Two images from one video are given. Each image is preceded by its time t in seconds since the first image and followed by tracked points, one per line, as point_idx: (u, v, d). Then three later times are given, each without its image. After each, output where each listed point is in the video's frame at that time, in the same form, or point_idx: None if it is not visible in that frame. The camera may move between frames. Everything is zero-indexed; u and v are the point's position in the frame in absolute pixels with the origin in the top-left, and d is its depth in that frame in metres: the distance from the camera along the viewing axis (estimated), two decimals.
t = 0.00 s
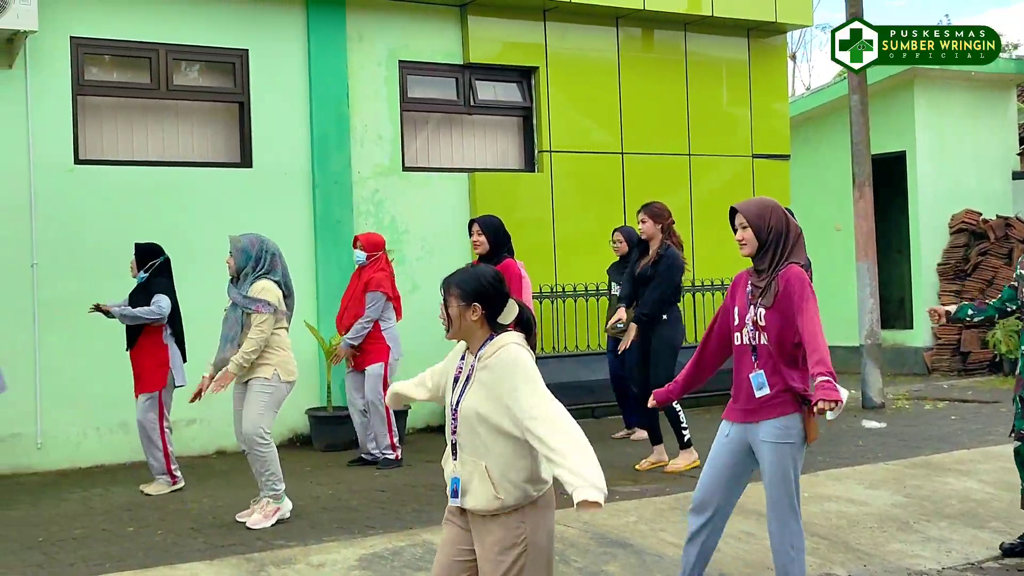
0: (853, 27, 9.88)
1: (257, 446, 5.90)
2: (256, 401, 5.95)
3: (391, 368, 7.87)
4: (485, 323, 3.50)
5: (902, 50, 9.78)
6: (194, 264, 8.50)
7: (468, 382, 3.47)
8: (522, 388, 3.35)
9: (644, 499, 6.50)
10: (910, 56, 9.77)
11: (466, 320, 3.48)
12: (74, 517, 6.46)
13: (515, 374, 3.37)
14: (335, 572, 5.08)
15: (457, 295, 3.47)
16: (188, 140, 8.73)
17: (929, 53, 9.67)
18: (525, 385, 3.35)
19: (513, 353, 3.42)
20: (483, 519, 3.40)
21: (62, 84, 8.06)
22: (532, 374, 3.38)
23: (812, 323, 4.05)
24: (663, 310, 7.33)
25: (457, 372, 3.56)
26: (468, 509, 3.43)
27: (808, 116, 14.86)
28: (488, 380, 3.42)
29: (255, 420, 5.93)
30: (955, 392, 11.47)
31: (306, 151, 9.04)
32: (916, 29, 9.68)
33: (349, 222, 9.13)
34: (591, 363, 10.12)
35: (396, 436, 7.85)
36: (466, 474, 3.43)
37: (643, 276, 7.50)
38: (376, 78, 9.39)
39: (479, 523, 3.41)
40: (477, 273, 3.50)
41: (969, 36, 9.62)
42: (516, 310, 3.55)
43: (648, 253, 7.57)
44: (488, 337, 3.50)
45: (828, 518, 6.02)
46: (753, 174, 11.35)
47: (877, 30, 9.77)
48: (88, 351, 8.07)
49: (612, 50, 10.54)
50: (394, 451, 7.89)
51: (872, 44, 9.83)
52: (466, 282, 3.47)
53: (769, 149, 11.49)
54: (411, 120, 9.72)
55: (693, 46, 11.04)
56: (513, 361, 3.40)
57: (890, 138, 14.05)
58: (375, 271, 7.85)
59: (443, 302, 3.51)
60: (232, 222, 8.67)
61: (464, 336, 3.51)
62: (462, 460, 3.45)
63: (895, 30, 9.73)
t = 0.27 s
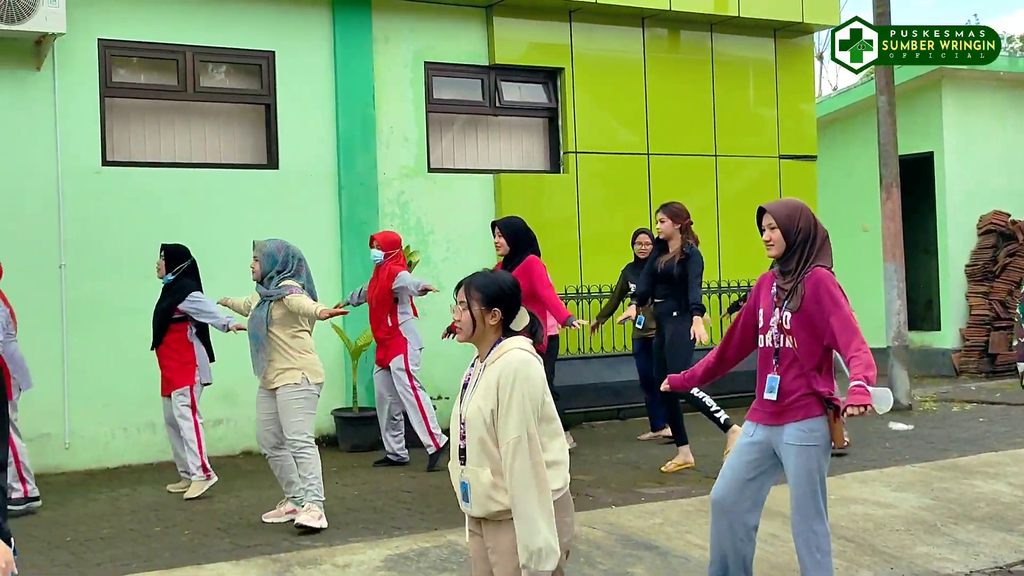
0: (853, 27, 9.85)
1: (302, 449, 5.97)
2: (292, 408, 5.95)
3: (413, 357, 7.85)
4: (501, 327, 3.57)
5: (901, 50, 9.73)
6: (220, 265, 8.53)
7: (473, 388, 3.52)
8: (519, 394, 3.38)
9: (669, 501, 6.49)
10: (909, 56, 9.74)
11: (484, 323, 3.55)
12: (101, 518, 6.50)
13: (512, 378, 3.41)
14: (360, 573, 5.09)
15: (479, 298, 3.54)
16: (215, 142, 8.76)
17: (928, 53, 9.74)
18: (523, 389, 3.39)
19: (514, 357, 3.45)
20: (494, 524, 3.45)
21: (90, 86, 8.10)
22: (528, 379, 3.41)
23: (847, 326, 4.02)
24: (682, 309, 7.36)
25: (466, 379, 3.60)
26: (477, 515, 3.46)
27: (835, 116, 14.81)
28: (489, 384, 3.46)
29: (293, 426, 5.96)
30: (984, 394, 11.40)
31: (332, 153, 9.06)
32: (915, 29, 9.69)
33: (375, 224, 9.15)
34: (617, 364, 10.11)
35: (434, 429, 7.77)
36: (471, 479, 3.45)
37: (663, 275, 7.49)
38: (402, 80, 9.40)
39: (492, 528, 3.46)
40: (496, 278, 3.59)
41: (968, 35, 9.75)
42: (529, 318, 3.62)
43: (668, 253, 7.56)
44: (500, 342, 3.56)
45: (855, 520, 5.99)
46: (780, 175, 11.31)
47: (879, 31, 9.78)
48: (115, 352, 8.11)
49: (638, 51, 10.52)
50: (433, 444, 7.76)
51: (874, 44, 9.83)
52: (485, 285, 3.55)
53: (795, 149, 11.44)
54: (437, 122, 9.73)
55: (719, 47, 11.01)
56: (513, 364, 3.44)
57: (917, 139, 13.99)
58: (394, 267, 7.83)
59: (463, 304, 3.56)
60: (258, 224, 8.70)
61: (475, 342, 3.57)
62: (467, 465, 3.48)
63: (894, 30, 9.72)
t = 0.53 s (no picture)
0: (853, 27, 9.83)
1: (317, 445, 5.97)
2: (313, 400, 6.00)
3: (439, 360, 7.86)
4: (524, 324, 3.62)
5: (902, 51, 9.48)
6: (246, 266, 8.56)
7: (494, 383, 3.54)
8: (531, 381, 3.37)
9: (695, 503, 6.48)
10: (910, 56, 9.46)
11: (511, 318, 3.58)
12: (129, 517, 6.53)
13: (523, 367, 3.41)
14: (386, 573, 5.10)
15: (509, 293, 3.58)
16: (242, 143, 8.80)
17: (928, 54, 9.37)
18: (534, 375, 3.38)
19: (527, 348, 3.46)
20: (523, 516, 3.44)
21: (118, 88, 8.15)
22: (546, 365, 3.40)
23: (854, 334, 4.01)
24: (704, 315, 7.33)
25: (485, 378, 3.62)
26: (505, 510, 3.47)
27: (863, 117, 14.74)
28: (508, 375, 3.47)
29: (313, 418, 5.99)
30: (1012, 397, 11.32)
31: (358, 154, 9.09)
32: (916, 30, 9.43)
33: (401, 225, 9.17)
34: (642, 365, 10.10)
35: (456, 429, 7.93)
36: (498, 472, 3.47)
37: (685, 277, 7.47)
38: (428, 81, 9.42)
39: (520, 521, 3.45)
40: (517, 274, 3.64)
41: (969, 35, 9.27)
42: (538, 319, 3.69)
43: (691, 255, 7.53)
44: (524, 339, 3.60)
45: (881, 523, 5.97)
46: (806, 176, 11.27)
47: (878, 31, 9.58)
48: (141, 352, 8.15)
49: (664, 52, 10.50)
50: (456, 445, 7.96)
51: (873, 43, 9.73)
52: (506, 279, 3.59)
53: (822, 150, 11.40)
54: (463, 123, 9.75)
55: (746, 47, 10.98)
56: (527, 354, 3.44)
57: (945, 139, 13.91)
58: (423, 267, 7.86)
59: (495, 300, 3.56)
60: (284, 224, 8.73)
61: (500, 338, 3.58)
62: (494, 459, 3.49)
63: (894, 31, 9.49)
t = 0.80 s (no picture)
0: (852, 27, 10.47)
1: (342, 453, 6.03)
2: (340, 409, 6.03)
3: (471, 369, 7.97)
4: (545, 332, 3.60)
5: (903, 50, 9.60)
6: (274, 267, 8.59)
7: (521, 395, 3.53)
8: (558, 389, 3.37)
9: (723, 504, 6.46)
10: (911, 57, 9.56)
11: (531, 330, 3.57)
12: (156, 516, 6.55)
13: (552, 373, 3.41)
14: (413, 572, 5.11)
15: (526, 305, 3.56)
16: (270, 144, 8.83)
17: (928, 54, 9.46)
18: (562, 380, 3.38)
19: (552, 357, 3.46)
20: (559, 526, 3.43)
21: (148, 89, 8.19)
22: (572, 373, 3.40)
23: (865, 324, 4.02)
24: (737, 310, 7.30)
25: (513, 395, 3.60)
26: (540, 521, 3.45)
27: (893, 117, 14.67)
28: (535, 386, 3.46)
29: (340, 428, 6.03)
30: None
31: (386, 155, 9.10)
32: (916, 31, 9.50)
33: (428, 225, 9.18)
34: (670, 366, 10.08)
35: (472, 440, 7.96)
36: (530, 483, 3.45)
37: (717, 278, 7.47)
38: (455, 82, 9.43)
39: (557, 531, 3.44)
40: (532, 282, 3.62)
41: (968, 36, 9.40)
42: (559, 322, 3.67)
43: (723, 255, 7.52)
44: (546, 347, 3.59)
45: (911, 524, 5.93)
46: (835, 176, 11.22)
47: (877, 31, 10.15)
48: (170, 351, 8.18)
49: (692, 52, 10.47)
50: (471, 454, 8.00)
51: (872, 44, 10.23)
52: (521, 291, 3.57)
53: (851, 149, 11.35)
54: (490, 123, 9.75)
55: (774, 47, 10.94)
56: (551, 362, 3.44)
57: (975, 139, 13.82)
58: (459, 273, 7.88)
59: (512, 313, 3.56)
60: (313, 225, 8.75)
61: (524, 350, 3.58)
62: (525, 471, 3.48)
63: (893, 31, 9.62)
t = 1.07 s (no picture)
0: (853, 28, 10.64)
1: (368, 456, 6.07)
2: (365, 411, 6.06)
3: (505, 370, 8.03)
4: (573, 323, 3.59)
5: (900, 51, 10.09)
6: (302, 267, 8.62)
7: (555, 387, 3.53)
8: (601, 385, 3.37)
9: (751, 505, 6.44)
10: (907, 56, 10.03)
11: (557, 323, 3.57)
12: (185, 515, 6.58)
13: (595, 371, 3.40)
14: (441, 572, 5.12)
15: (545, 302, 3.55)
16: (299, 145, 8.86)
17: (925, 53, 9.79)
18: (604, 381, 3.37)
19: (593, 353, 3.45)
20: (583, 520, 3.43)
21: (177, 90, 8.23)
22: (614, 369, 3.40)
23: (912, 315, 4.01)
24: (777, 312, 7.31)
25: (544, 382, 3.62)
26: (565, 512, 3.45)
27: (923, 117, 14.60)
28: (572, 379, 3.46)
29: (366, 432, 6.05)
30: None
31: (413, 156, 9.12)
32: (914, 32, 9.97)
33: (456, 225, 9.19)
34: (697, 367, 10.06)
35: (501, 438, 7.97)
36: (559, 475, 3.45)
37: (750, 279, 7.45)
38: (483, 82, 9.44)
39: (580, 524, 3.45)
40: (555, 275, 3.60)
41: (968, 36, 9.64)
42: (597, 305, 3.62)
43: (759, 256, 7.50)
44: (575, 337, 3.57)
45: (940, 527, 5.90)
46: (864, 176, 11.17)
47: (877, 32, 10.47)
48: (199, 351, 8.22)
49: (720, 52, 10.45)
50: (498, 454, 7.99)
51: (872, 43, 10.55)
52: (545, 288, 3.56)
53: (880, 150, 11.29)
54: (518, 124, 9.77)
55: (802, 47, 10.90)
56: (592, 358, 3.43)
57: (1006, 139, 13.73)
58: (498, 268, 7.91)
59: (530, 312, 3.57)
60: (340, 225, 8.78)
61: (551, 343, 3.58)
62: (553, 463, 3.48)
63: (893, 34, 10.23)
